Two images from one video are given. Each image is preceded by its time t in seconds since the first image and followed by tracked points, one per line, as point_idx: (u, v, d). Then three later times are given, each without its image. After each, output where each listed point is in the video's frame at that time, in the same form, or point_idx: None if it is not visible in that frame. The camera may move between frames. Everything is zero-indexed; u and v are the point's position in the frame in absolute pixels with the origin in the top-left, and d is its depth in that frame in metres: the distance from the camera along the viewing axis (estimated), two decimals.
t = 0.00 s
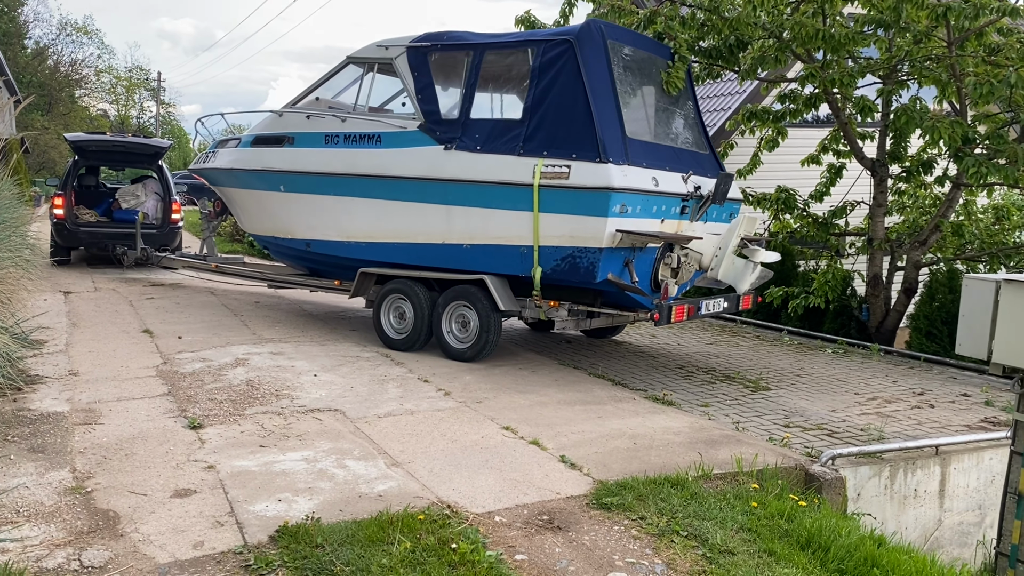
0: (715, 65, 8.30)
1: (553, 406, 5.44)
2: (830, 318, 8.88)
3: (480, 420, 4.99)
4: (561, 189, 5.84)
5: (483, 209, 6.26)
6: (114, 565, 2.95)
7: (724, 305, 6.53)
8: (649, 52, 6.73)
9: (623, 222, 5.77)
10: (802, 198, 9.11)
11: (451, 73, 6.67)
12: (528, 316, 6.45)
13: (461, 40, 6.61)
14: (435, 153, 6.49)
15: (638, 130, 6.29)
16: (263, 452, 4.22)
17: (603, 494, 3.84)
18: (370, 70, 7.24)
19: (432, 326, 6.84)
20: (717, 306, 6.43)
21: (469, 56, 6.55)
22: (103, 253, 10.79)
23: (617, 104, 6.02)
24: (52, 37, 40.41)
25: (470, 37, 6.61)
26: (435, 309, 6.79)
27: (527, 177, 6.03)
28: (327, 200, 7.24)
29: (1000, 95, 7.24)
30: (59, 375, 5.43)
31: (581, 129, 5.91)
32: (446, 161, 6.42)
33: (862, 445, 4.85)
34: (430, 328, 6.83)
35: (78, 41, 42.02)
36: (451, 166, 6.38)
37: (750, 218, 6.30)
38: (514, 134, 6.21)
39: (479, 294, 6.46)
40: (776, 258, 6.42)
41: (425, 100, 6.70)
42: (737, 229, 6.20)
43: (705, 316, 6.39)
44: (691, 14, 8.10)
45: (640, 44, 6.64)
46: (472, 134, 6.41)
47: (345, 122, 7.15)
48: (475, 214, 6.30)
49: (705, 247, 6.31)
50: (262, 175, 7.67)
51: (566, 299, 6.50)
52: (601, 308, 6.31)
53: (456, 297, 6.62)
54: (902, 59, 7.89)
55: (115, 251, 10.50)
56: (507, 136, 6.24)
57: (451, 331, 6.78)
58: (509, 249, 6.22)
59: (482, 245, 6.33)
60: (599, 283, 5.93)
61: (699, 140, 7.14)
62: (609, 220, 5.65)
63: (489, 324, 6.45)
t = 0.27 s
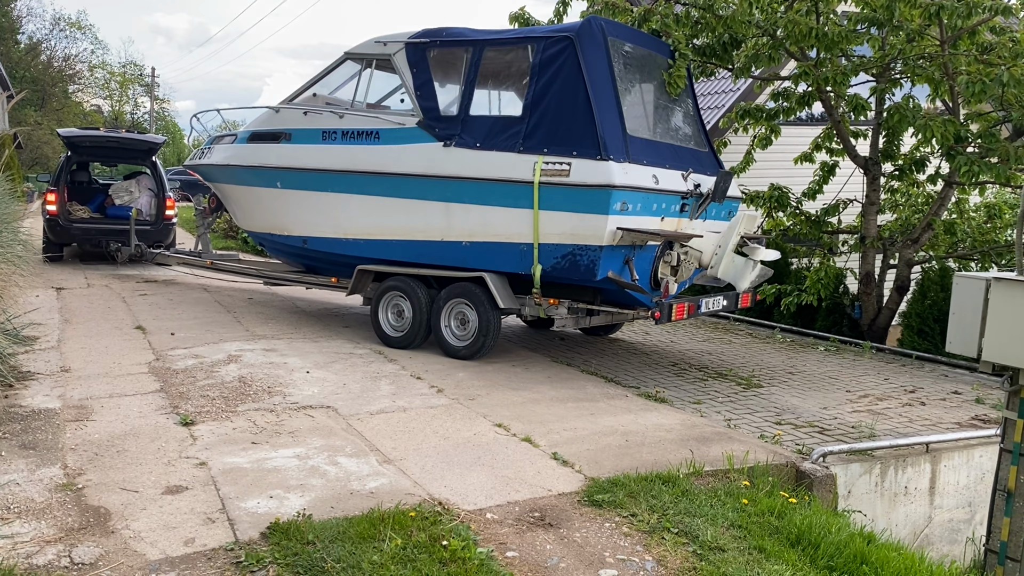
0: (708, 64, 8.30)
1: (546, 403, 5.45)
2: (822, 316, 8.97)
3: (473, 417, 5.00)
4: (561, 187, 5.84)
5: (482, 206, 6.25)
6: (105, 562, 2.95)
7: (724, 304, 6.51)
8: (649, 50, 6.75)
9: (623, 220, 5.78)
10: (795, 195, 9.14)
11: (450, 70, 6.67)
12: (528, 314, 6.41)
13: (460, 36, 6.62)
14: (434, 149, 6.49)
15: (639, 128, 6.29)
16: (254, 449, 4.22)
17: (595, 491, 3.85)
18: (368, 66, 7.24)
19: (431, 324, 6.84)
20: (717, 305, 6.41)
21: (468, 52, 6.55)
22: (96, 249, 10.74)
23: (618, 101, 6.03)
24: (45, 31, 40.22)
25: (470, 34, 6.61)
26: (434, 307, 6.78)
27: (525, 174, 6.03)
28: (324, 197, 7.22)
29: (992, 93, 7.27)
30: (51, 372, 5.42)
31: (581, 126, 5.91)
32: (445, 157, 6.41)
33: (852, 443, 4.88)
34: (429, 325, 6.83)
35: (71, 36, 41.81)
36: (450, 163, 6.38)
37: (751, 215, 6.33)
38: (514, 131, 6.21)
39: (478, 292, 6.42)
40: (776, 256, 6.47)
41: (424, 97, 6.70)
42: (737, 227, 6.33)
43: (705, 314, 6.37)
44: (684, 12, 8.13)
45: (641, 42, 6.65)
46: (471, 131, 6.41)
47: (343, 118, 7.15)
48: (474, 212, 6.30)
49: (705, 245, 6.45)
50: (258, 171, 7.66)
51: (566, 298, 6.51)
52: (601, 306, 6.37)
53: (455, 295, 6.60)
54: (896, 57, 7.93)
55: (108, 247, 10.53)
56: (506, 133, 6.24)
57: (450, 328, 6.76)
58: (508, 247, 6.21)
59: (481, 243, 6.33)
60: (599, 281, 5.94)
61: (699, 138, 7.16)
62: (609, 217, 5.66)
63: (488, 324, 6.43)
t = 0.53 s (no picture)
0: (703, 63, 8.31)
1: (538, 402, 5.45)
2: (817, 316, 8.93)
3: (465, 417, 4.99)
4: (561, 186, 5.83)
5: (481, 206, 6.24)
6: (92, 562, 2.93)
7: (724, 304, 6.52)
8: (650, 49, 6.75)
9: (624, 219, 5.76)
10: (790, 195, 9.15)
11: (449, 68, 6.65)
12: (528, 314, 6.44)
13: (459, 34, 6.61)
14: (433, 148, 6.47)
15: (640, 127, 6.29)
16: (245, 448, 4.21)
17: (585, 491, 3.85)
18: (366, 63, 7.22)
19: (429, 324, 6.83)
20: (718, 304, 6.44)
21: (468, 50, 6.54)
22: (89, 247, 10.69)
23: (619, 99, 6.02)
24: (40, 29, 40.11)
25: (469, 32, 6.60)
26: (434, 307, 6.74)
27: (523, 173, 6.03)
28: (323, 195, 7.20)
29: (986, 93, 7.29)
30: (42, 370, 5.40)
31: (582, 125, 5.90)
32: (444, 156, 6.40)
33: (844, 443, 4.87)
34: (427, 326, 6.82)
35: (66, 33, 41.67)
36: (450, 161, 6.36)
37: (752, 216, 6.44)
38: (514, 130, 6.20)
39: (477, 294, 6.40)
40: (778, 257, 6.46)
41: (423, 95, 6.69)
42: (737, 227, 6.41)
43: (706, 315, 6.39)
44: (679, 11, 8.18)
45: (642, 40, 6.65)
46: (470, 130, 6.40)
47: (341, 116, 7.14)
48: (474, 211, 6.28)
49: (706, 245, 6.51)
50: (256, 170, 7.64)
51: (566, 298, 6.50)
52: (601, 306, 6.36)
53: (453, 296, 6.58)
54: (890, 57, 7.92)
55: (101, 245, 10.49)
56: (507, 132, 6.23)
57: (450, 327, 6.74)
58: (508, 246, 6.20)
59: (481, 242, 6.31)
60: (600, 281, 5.93)
61: (700, 138, 7.16)
62: (610, 216, 5.65)
63: (485, 325, 6.41)
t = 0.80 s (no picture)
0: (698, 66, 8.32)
1: (531, 403, 5.46)
2: (811, 317, 9.07)
3: (456, 417, 5.01)
4: (563, 188, 5.84)
5: (482, 207, 6.24)
6: (80, 562, 2.95)
7: (725, 306, 6.56)
8: (652, 50, 6.76)
9: (626, 221, 5.77)
10: (784, 197, 9.17)
11: (450, 69, 6.66)
12: (528, 316, 6.42)
13: (460, 35, 6.61)
14: (434, 149, 6.48)
15: (642, 128, 6.29)
16: (236, 449, 4.22)
17: (575, 492, 3.86)
18: (366, 64, 7.24)
19: (430, 325, 6.83)
20: (718, 306, 6.48)
21: (469, 51, 6.54)
22: (86, 248, 10.70)
23: (620, 101, 6.02)
24: (39, 28, 40.12)
25: (470, 32, 6.60)
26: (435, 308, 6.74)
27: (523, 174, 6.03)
28: (323, 196, 7.20)
29: (979, 96, 7.33)
30: (35, 371, 5.41)
31: (584, 126, 5.90)
32: (445, 157, 6.40)
33: (835, 444, 4.88)
34: (427, 327, 6.83)
35: (65, 33, 41.68)
36: (451, 163, 6.36)
37: (753, 217, 6.35)
38: (515, 131, 6.20)
39: (478, 296, 6.41)
40: (779, 259, 6.45)
41: (424, 96, 6.69)
42: (740, 229, 6.29)
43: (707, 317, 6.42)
44: (673, 12, 8.24)
45: (644, 42, 6.65)
46: (471, 131, 6.40)
47: (341, 117, 7.13)
48: (475, 212, 6.29)
49: (707, 247, 6.37)
50: (256, 170, 7.64)
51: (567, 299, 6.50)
52: (602, 308, 6.37)
53: (454, 298, 6.59)
54: (885, 59, 7.95)
55: (98, 246, 10.49)
56: (508, 133, 6.22)
57: (450, 329, 6.75)
58: (509, 248, 6.20)
59: (482, 244, 6.32)
60: (602, 283, 5.94)
61: (701, 140, 7.17)
62: (612, 218, 5.65)
63: (485, 328, 6.43)
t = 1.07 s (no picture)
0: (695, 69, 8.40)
1: (526, 405, 5.48)
2: (808, 320, 9.09)
3: (451, 419, 5.02)
4: (568, 191, 5.85)
5: (486, 210, 6.25)
6: (72, 562, 2.96)
7: (729, 309, 6.57)
8: (657, 53, 6.77)
9: (631, 224, 5.77)
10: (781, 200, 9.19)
11: (453, 71, 6.66)
12: (531, 319, 6.46)
13: (464, 38, 6.61)
14: (438, 152, 6.48)
15: (646, 131, 6.30)
16: (230, 450, 4.24)
17: (567, 494, 3.88)
18: (369, 66, 7.24)
19: (432, 329, 6.84)
20: (722, 310, 6.49)
21: (473, 53, 6.54)
22: (86, 249, 10.74)
23: (625, 104, 6.03)
24: (40, 30, 40.23)
25: (474, 35, 6.61)
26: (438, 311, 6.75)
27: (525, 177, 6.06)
28: (325, 199, 7.21)
29: (974, 99, 7.35)
30: (32, 372, 5.43)
31: (588, 129, 5.91)
32: (449, 160, 6.41)
33: (828, 447, 4.90)
34: (430, 330, 6.83)
35: (66, 35, 41.80)
36: (454, 165, 6.37)
37: (757, 222, 6.35)
38: (519, 134, 6.20)
39: (482, 300, 6.43)
40: (783, 263, 6.40)
41: (427, 99, 6.70)
42: (744, 232, 6.25)
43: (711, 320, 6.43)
44: (670, 15, 8.31)
45: (649, 44, 6.66)
46: (475, 134, 6.39)
47: (343, 119, 7.13)
48: (479, 215, 6.30)
49: (712, 250, 6.31)
50: (258, 173, 7.65)
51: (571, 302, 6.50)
52: (606, 312, 6.36)
53: (458, 301, 6.60)
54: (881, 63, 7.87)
55: (98, 248, 10.52)
56: (512, 136, 6.23)
57: (453, 332, 6.76)
58: (513, 250, 6.22)
59: (485, 247, 6.33)
60: (606, 286, 5.94)
61: (704, 142, 7.18)
62: (617, 222, 5.65)
63: (489, 331, 6.44)
